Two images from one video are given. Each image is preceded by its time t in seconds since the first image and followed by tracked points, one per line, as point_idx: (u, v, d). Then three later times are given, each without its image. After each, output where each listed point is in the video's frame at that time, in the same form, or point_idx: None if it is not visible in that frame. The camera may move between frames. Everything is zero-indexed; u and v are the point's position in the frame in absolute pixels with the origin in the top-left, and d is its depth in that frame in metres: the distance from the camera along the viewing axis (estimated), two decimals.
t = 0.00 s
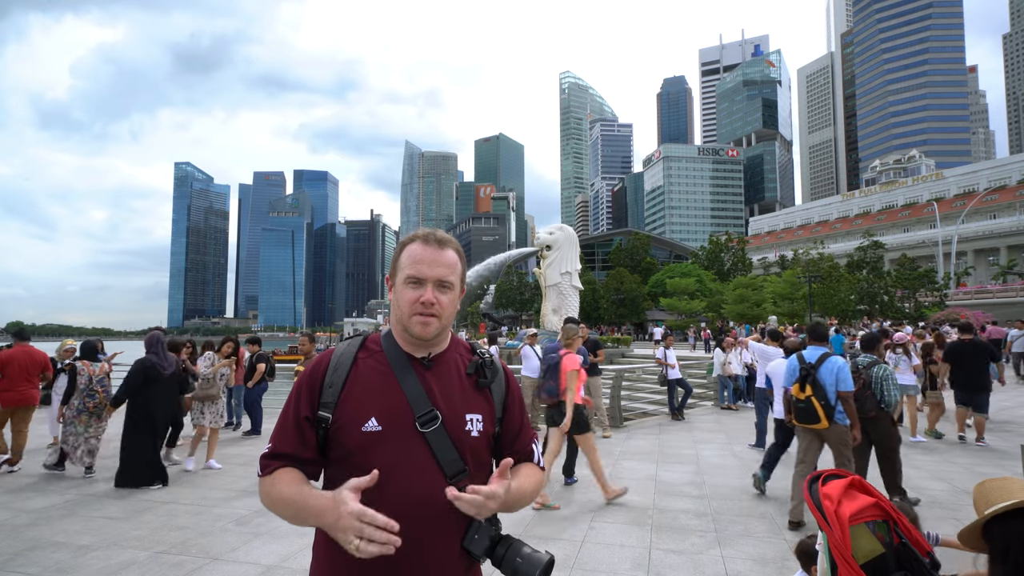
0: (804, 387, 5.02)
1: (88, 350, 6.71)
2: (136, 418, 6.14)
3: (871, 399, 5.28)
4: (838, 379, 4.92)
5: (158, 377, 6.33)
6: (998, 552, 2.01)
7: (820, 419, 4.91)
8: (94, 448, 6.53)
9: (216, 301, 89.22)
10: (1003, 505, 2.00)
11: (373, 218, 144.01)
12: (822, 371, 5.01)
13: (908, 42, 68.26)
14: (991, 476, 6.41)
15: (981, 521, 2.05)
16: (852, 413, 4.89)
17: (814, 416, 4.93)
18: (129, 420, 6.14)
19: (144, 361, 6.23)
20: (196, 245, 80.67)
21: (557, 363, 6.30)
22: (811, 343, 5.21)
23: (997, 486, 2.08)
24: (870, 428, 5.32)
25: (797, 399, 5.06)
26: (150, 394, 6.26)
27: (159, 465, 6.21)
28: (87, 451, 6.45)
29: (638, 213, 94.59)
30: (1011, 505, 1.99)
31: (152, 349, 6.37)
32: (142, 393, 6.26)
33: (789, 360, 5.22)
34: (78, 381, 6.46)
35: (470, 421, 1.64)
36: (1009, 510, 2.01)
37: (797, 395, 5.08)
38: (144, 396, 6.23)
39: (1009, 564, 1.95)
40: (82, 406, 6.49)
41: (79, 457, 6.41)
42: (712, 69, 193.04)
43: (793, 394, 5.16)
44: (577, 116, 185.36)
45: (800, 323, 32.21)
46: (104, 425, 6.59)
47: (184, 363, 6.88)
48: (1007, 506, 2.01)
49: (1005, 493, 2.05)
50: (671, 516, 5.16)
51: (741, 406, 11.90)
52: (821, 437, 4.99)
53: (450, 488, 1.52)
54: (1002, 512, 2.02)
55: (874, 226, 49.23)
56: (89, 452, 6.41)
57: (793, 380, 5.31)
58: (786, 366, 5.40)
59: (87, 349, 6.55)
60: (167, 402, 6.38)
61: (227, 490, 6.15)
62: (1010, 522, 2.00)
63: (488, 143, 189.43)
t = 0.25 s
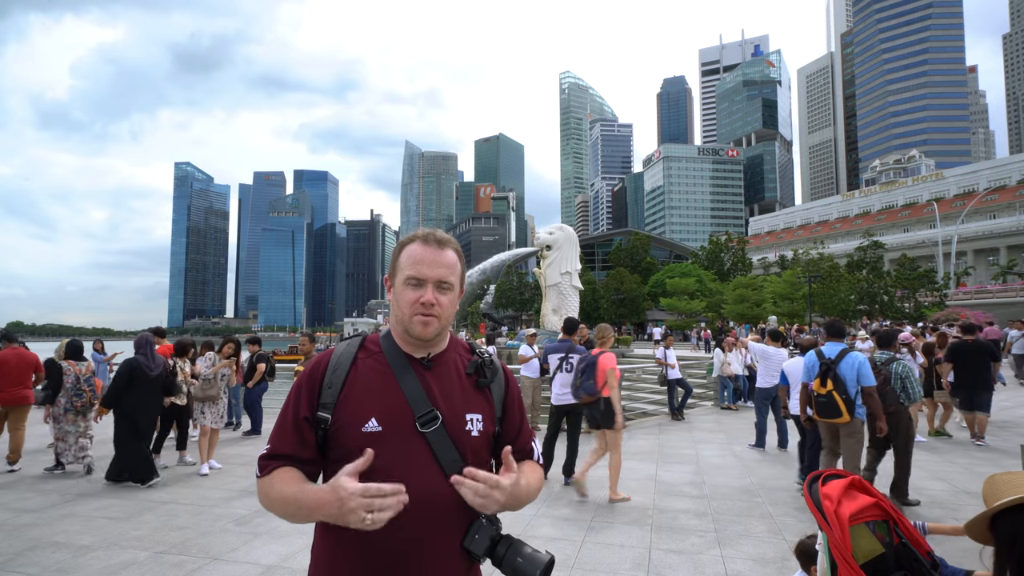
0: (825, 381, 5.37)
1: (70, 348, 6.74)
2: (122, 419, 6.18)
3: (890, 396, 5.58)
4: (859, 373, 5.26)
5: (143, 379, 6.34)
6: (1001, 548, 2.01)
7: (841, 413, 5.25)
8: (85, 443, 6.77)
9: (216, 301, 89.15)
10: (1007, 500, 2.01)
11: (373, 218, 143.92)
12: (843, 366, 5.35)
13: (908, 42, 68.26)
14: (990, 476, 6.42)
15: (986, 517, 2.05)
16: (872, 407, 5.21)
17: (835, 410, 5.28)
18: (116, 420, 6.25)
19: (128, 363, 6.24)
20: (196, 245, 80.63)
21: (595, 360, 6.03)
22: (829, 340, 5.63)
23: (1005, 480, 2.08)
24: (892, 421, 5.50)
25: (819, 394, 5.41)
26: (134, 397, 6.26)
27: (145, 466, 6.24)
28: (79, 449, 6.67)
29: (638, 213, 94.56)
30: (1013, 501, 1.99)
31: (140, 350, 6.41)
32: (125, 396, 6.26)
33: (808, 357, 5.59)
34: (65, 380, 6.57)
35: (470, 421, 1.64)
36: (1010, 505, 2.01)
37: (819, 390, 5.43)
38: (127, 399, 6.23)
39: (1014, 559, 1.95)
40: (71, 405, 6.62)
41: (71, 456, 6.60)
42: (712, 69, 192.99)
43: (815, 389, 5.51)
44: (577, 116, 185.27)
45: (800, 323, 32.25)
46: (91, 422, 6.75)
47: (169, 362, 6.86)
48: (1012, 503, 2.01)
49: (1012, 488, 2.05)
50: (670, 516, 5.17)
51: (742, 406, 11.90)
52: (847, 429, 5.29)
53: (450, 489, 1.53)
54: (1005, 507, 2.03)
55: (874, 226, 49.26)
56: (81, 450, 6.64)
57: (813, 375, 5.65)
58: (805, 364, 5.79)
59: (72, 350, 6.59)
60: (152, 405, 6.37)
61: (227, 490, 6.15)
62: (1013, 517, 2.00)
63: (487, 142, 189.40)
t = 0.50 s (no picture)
0: (838, 381, 5.41)
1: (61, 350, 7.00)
2: (108, 415, 6.39)
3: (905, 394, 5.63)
4: (870, 373, 5.34)
5: (131, 375, 6.60)
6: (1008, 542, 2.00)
7: (855, 412, 5.31)
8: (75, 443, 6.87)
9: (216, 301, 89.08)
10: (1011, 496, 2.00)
11: (374, 218, 143.89)
12: (855, 367, 5.42)
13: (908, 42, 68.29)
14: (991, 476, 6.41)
15: (992, 510, 2.05)
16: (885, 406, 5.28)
17: (850, 410, 5.33)
18: (103, 416, 6.41)
19: (116, 360, 6.49)
20: (196, 245, 80.57)
21: (624, 362, 6.30)
22: (840, 342, 5.66)
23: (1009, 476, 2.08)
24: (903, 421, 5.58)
25: (831, 393, 5.47)
26: (121, 394, 6.49)
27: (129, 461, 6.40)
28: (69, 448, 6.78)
29: (638, 213, 94.49)
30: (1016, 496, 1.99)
31: (129, 348, 6.67)
32: (116, 392, 6.52)
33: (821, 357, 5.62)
34: (54, 378, 6.80)
35: (471, 420, 1.65)
36: (1012, 502, 2.02)
37: (831, 390, 5.48)
38: (118, 394, 6.48)
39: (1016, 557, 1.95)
40: (60, 403, 6.80)
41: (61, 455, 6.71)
42: (712, 69, 193.05)
43: (827, 389, 5.56)
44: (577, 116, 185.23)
45: (799, 323, 32.27)
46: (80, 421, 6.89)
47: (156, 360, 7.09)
48: (1013, 499, 2.01)
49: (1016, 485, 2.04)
50: (669, 515, 5.18)
51: (741, 406, 11.91)
52: (857, 429, 5.35)
53: (451, 486, 1.54)
54: (1006, 504, 2.04)
55: (874, 226, 49.27)
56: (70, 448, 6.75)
57: (824, 376, 5.71)
58: (816, 365, 5.82)
59: (61, 348, 6.84)
60: (142, 400, 6.62)
61: (228, 490, 6.16)
62: (1016, 511, 2.01)
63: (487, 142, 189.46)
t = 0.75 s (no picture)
0: (846, 380, 5.50)
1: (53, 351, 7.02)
2: (97, 416, 6.41)
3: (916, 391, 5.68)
4: (877, 370, 5.42)
5: (117, 376, 6.56)
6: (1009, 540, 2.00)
7: (862, 410, 5.39)
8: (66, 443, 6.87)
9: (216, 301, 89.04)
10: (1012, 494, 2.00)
11: (374, 218, 143.87)
12: (861, 365, 5.49)
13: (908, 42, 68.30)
14: (991, 476, 6.42)
15: (992, 510, 2.06)
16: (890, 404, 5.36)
17: (858, 407, 5.41)
18: (95, 418, 6.43)
19: (102, 362, 6.47)
20: (196, 245, 80.55)
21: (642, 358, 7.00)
22: (844, 341, 5.75)
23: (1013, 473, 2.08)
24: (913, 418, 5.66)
25: (840, 391, 5.55)
26: (110, 396, 6.48)
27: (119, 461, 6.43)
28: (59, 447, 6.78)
29: (638, 213, 94.46)
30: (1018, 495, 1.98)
31: (113, 350, 6.59)
32: (105, 395, 6.49)
33: (826, 357, 5.71)
34: (44, 379, 6.81)
35: (470, 421, 1.66)
36: (1015, 501, 2.01)
37: (839, 389, 5.56)
38: (107, 397, 6.47)
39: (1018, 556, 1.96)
40: (50, 403, 6.81)
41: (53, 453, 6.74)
42: (711, 69, 193.04)
43: (835, 388, 5.63)
44: (577, 116, 185.36)
45: (799, 323, 32.22)
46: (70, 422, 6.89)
47: (144, 359, 7.03)
48: (1016, 497, 2.01)
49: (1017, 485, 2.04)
50: (670, 516, 5.18)
51: (742, 406, 11.91)
52: (865, 426, 5.42)
53: (450, 489, 1.54)
54: (1008, 501, 2.04)
55: (874, 226, 49.29)
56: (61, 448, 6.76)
57: (831, 375, 5.79)
58: (822, 363, 5.90)
59: (53, 350, 6.85)
60: (131, 401, 6.59)
61: (228, 490, 6.16)
62: (1017, 510, 2.00)
63: (486, 142, 189.45)
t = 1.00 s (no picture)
0: (851, 376, 5.52)
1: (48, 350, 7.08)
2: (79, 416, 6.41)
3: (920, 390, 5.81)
4: (881, 369, 5.43)
5: (99, 376, 6.53)
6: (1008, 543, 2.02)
7: (867, 407, 5.43)
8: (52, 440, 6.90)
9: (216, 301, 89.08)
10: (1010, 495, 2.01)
11: (374, 218, 143.88)
12: (867, 363, 5.51)
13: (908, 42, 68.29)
14: (991, 476, 6.42)
15: (991, 511, 2.07)
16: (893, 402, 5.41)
17: (862, 405, 5.45)
18: (74, 417, 6.43)
19: (84, 362, 6.46)
20: (196, 245, 80.54)
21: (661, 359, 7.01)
22: (852, 340, 5.76)
23: (1009, 477, 2.09)
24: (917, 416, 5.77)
25: (845, 389, 5.58)
26: (93, 395, 6.48)
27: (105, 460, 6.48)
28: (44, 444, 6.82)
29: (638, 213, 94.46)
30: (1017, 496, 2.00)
31: (98, 350, 6.59)
32: (86, 394, 6.48)
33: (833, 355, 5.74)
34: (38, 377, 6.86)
35: (470, 422, 1.66)
36: (1016, 502, 2.02)
37: (844, 386, 5.59)
38: (88, 396, 6.46)
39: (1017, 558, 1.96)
40: (40, 401, 6.82)
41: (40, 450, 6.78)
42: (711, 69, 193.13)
43: (840, 385, 5.66)
44: (576, 116, 185.48)
45: (799, 323, 32.15)
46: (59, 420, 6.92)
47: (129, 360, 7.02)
48: (1017, 499, 2.01)
49: (1014, 484, 2.05)
50: (669, 516, 5.19)
51: (742, 406, 11.94)
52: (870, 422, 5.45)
53: (450, 487, 1.55)
54: (1008, 503, 2.04)
55: (874, 226, 49.30)
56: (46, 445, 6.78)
57: (837, 372, 5.81)
58: (829, 361, 5.91)
59: (49, 348, 6.89)
60: (114, 401, 6.58)
61: (229, 490, 6.16)
62: (1017, 511, 2.02)
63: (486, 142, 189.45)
